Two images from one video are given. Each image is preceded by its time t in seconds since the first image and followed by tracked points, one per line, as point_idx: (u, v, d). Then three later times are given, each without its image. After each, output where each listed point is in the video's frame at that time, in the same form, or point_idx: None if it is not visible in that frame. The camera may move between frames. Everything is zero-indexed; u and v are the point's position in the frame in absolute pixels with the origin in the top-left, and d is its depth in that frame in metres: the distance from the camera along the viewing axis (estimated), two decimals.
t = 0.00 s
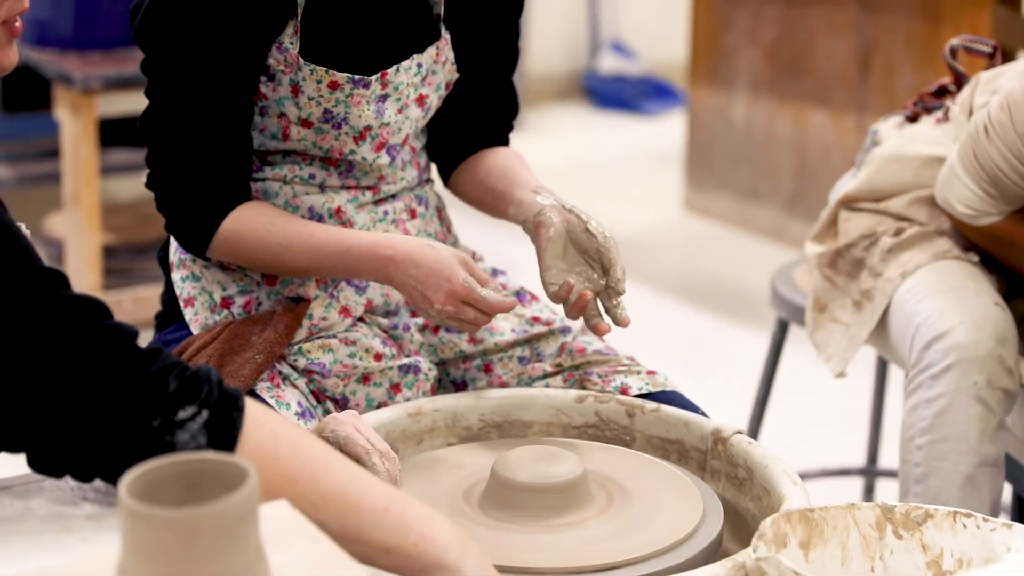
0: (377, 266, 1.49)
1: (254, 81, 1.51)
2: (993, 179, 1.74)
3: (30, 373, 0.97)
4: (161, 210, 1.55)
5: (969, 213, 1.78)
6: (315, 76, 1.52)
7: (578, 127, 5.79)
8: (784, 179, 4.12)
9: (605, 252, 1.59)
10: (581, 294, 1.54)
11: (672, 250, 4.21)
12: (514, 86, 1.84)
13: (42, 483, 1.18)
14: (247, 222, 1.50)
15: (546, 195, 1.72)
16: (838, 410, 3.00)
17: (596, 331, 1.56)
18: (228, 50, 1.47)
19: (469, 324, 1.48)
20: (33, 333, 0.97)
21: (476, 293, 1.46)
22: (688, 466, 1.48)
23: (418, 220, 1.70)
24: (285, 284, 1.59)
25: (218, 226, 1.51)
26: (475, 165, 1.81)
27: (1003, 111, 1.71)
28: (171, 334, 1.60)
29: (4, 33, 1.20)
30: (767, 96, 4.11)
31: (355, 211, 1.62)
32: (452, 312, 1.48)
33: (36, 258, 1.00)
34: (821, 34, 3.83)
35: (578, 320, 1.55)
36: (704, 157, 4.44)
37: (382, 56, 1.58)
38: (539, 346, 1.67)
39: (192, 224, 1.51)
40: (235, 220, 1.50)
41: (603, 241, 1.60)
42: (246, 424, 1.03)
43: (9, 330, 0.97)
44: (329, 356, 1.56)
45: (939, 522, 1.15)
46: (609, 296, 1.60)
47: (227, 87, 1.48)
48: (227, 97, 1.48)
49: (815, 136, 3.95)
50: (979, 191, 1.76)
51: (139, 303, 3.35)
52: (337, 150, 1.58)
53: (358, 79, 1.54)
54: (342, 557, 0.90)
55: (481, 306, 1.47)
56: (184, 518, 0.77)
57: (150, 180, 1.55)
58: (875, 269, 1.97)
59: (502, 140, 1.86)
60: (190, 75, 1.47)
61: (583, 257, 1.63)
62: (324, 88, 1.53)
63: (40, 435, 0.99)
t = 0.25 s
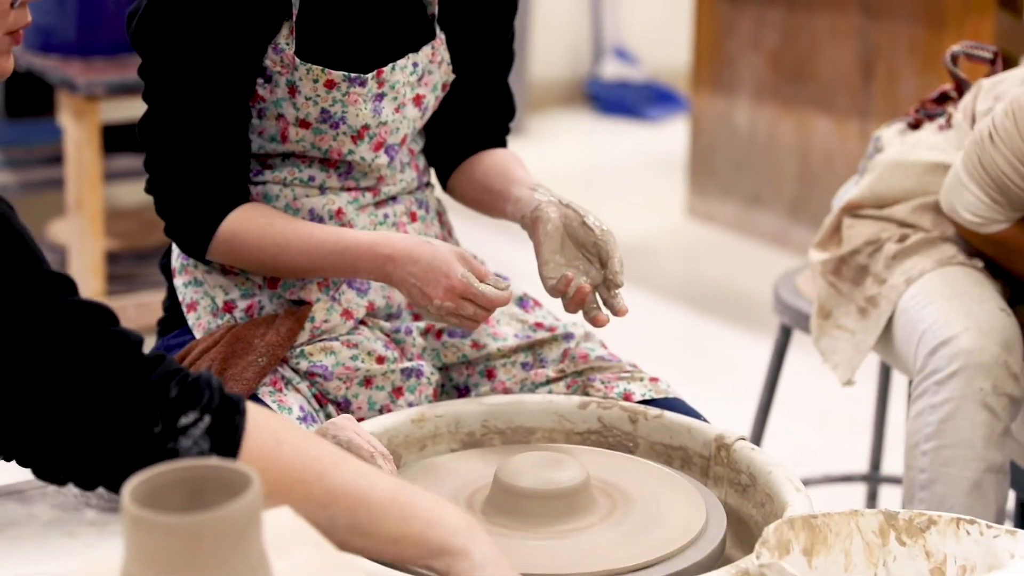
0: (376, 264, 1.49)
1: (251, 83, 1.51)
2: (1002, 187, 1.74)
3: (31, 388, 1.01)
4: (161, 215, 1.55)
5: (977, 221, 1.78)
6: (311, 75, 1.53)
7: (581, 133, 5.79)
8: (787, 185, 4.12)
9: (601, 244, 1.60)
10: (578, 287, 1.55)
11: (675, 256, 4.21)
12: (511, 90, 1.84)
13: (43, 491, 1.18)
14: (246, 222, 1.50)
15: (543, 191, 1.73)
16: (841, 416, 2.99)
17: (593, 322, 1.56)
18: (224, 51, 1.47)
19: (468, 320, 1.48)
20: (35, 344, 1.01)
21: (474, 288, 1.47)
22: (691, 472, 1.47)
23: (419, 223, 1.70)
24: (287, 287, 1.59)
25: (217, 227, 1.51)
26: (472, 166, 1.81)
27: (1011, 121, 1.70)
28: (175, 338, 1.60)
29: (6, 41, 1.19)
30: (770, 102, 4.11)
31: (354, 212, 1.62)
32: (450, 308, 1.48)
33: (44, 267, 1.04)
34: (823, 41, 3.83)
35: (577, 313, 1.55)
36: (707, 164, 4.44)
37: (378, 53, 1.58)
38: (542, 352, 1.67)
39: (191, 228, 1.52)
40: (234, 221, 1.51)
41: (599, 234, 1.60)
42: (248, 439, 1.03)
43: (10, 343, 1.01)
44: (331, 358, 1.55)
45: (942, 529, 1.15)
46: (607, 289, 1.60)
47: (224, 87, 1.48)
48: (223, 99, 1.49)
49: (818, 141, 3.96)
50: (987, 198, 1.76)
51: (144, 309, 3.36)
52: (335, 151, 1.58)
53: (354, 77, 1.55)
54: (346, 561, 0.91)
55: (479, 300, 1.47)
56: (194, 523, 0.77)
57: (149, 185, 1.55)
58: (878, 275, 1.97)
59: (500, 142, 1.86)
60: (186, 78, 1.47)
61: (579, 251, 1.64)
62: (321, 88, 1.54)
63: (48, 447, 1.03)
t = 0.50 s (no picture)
0: (380, 264, 1.49)
1: (253, 86, 1.51)
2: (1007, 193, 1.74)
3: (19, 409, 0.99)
4: (166, 222, 1.56)
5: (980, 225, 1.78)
6: (313, 77, 1.53)
7: (586, 139, 5.80)
8: (792, 191, 4.12)
9: (602, 240, 1.60)
10: (582, 285, 1.55)
11: (680, 262, 4.21)
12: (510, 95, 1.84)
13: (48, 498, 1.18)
14: (250, 224, 1.51)
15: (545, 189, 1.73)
16: (846, 422, 2.99)
17: (594, 314, 1.56)
18: (226, 54, 1.47)
19: (471, 319, 1.47)
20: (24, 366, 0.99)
21: (477, 286, 1.46)
22: (697, 479, 1.47)
23: (423, 227, 1.69)
24: (292, 290, 1.59)
25: (221, 230, 1.51)
26: (473, 168, 1.81)
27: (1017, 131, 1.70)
28: (181, 343, 1.62)
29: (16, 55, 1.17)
30: (774, 109, 4.11)
31: (359, 215, 1.62)
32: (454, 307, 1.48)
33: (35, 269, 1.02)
34: (828, 47, 3.83)
35: (581, 311, 1.55)
36: (712, 170, 4.44)
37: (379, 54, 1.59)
38: (548, 358, 1.67)
39: (197, 233, 1.52)
40: (238, 223, 1.51)
41: (601, 230, 1.60)
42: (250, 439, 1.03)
43: None
44: (337, 361, 1.55)
45: (948, 535, 1.16)
46: (609, 284, 1.61)
47: (226, 90, 1.48)
48: (226, 103, 1.49)
49: (823, 148, 3.96)
50: (992, 203, 1.76)
51: (149, 316, 3.37)
52: (338, 153, 1.59)
53: (356, 77, 1.55)
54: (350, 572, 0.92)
55: (483, 298, 1.46)
56: (189, 531, 0.77)
57: (153, 192, 1.55)
58: (884, 282, 1.97)
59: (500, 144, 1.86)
60: (189, 83, 1.48)
61: (581, 248, 1.64)
62: (323, 89, 1.54)
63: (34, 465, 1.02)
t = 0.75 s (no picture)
0: (389, 267, 1.49)
1: (261, 91, 1.51)
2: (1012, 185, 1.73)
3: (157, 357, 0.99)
4: (174, 226, 1.56)
5: (986, 221, 1.78)
6: (320, 81, 1.54)
7: (594, 145, 5.80)
8: (800, 198, 4.12)
9: (611, 242, 1.60)
10: (589, 285, 1.54)
11: (689, 268, 4.21)
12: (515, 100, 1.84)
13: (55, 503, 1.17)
14: (260, 228, 1.51)
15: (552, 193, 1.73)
16: (855, 429, 2.99)
17: (603, 315, 1.56)
18: (234, 59, 1.48)
19: (480, 323, 1.45)
20: (85, 321, 0.98)
21: (485, 288, 1.44)
22: (705, 486, 1.47)
23: (430, 232, 1.69)
24: (299, 295, 1.59)
25: (231, 234, 1.51)
26: (479, 173, 1.82)
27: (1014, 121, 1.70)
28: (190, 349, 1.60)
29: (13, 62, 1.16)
30: (783, 115, 4.10)
31: (366, 220, 1.62)
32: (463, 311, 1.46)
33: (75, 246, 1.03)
34: (837, 53, 3.82)
35: (589, 311, 1.55)
36: (720, 176, 4.44)
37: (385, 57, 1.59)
38: (556, 364, 1.66)
39: (205, 237, 1.52)
40: (248, 227, 1.51)
41: (609, 232, 1.60)
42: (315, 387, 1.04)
43: (58, 321, 0.98)
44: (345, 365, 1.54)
45: (958, 542, 1.16)
46: (617, 287, 1.60)
47: (234, 96, 1.49)
48: (234, 107, 1.49)
49: (831, 154, 3.95)
50: (996, 194, 1.76)
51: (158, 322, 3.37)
52: (345, 158, 1.59)
53: (362, 81, 1.55)
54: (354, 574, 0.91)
55: (492, 301, 1.44)
56: (218, 536, 0.80)
57: (162, 198, 1.55)
58: (893, 287, 1.96)
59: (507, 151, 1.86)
60: (189, 86, 1.48)
61: (589, 251, 1.64)
62: (330, 93, 1.55)
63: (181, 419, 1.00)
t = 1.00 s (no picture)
0: (397, 272, 1.49)
1: (267, 96, 1.52)
2: (981, 128, 1.78)
3: (176, 353, 0.99)
4: (182, 231, 1.56)
5: (968, 176, 1.82)
6: (328, 86, 1.54)
7: (602, 151, 5.79)
8: (809, 204, 4.12)
9: (616, 247, 1.59)
10: (595, 288, 1.54)
11: (697, 274, 4.21)
12: (521, 105, 1.84)
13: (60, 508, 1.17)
14: (267, 232, 1.51)
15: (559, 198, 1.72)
16: (862, 435, 2.99)
17: (609, 318, 1.56)
18: (241, 64, 1.48)
19: (489, 327, 1.45)
20: (102, 323, 0.98)
21: (493, 292, 1.43)
22: (713, 492, 1.47)
23: (437, 236, 1.69)
24: (307, 299, 1.60)
25: (238, 239, 1.51)
26: (485, 178, 1.81)
27: (970, 63, 1.78)
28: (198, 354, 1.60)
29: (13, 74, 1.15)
30: (791, 121, 4.10)
31: (373, 224, 1.62)
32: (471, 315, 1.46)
33: (87, 246, 1.02)
34: (846, 59, 3.82)
35: (594, 315, 1.55)
36: (728, 182, 4.44)
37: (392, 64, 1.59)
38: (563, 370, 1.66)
39: (212, 242, 1.52)
40: (255, 231, 1.52)
41: (615, 236, 1.60)
42: (336, 383, 1.04)
43: (74, 326, 0.97)
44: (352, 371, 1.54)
45: (966, 549, 1.16)
46: (623, 291, 1.60)
47: (242, 100, 1.49)
48: (241, 112, 1.50)
49: (840, 160, 3.95)
50: (976, 147, 1.80)
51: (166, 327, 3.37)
52: (353, 163, 1.59)
53: (370, 86, 1.56)
54: None
55: (500, 305, 1.44)
56: (216, 541, 0.80)
57: (170, 203, 1.55)
58: (896, 297, 1.95)
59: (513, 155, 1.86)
60: (196, 91, 1.48)
61: (596, 255, 1.64)
62: (337, 98, 1.55)
63: (202, 413, 1.00)
